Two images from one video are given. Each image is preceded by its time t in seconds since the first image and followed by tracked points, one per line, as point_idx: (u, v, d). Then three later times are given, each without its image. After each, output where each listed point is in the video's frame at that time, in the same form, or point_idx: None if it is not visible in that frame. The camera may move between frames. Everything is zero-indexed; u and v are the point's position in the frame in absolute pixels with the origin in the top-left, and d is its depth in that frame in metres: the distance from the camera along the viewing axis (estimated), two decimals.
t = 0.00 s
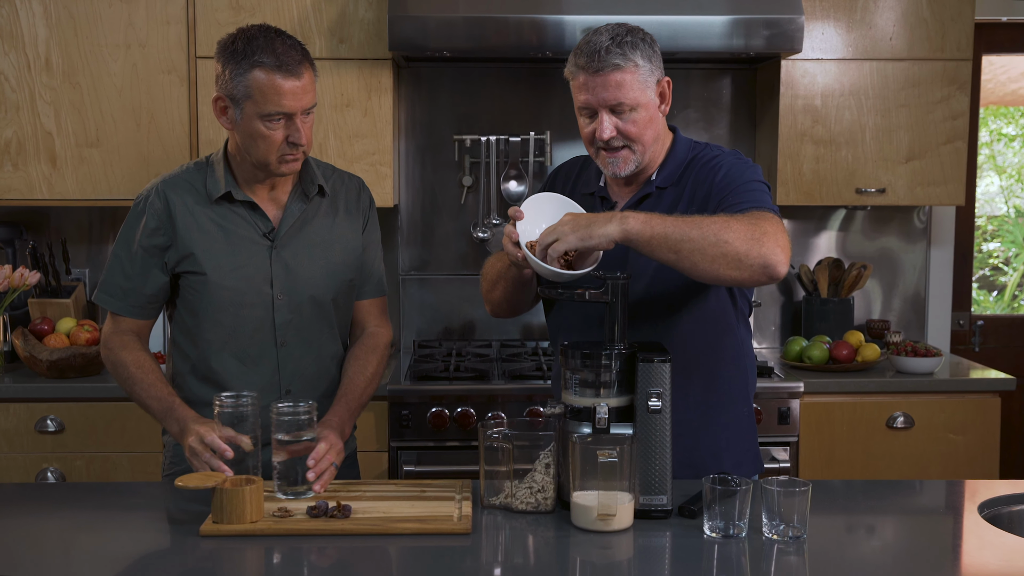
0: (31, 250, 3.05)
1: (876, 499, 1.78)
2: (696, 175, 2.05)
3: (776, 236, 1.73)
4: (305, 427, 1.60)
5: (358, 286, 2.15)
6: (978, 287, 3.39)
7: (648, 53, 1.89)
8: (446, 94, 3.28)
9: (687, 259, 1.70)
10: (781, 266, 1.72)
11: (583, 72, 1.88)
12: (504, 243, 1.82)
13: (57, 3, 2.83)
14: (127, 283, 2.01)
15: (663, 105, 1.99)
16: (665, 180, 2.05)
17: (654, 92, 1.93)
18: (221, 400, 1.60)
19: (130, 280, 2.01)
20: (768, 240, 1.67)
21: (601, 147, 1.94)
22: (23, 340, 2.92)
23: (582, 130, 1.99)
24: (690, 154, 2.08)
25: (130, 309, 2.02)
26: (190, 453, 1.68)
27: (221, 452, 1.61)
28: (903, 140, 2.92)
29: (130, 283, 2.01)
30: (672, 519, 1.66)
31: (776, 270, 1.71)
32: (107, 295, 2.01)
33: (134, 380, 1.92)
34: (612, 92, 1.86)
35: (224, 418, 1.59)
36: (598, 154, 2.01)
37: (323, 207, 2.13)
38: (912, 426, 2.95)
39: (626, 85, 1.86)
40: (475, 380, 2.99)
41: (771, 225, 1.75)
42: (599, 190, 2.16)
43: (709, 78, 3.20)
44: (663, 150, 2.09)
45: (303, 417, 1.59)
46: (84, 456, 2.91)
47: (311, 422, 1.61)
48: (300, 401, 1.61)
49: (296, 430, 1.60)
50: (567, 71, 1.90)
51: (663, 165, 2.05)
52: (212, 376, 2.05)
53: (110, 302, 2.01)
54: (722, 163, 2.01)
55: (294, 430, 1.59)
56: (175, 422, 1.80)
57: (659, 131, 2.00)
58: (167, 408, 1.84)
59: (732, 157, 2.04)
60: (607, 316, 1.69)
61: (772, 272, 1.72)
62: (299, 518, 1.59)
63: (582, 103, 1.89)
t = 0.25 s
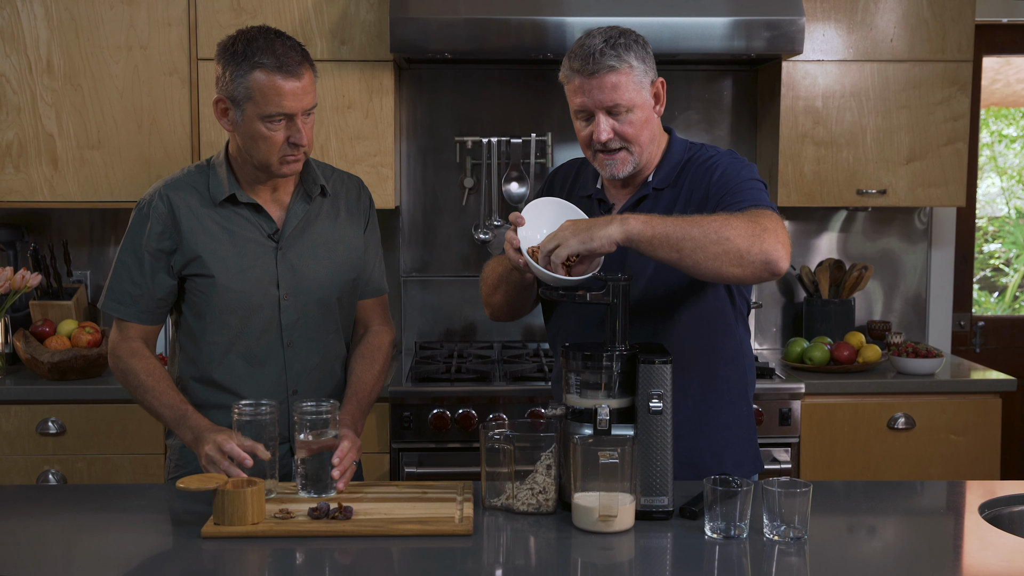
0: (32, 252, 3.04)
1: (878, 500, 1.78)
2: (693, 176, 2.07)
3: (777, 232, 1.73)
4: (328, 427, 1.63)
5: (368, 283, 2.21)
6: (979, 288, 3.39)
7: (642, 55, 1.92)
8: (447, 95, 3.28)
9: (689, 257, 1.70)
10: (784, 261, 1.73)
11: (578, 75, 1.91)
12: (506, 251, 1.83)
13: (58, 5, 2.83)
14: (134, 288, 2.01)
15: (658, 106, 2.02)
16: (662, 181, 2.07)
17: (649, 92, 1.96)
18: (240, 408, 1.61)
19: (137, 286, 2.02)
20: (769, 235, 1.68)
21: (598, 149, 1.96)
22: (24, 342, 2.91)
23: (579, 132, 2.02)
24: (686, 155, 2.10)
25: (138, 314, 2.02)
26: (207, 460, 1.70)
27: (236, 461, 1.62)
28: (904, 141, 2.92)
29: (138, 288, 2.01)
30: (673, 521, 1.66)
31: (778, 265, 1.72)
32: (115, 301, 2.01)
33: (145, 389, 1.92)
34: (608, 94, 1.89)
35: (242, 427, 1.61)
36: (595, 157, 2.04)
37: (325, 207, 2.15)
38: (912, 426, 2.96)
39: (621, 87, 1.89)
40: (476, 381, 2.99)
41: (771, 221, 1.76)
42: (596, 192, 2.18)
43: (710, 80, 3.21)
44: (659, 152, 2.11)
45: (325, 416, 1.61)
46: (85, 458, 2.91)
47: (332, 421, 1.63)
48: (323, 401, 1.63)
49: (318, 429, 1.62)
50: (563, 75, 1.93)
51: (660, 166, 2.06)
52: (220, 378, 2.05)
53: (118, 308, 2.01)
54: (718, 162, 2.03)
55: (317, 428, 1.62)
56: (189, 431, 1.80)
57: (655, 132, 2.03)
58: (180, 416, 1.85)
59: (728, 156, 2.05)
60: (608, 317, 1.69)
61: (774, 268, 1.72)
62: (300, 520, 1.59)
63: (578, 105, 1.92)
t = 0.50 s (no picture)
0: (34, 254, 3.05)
1: (879, 502, 1.77)
2: (694, 177, 2.07)
3: (781, 230, 1.74)
4: (335, 427, 1.65)
5: (372, 285, 2.23)
6: (980, 290, 3.39)
7: (642, 55, 1.93)
8: (448, 96, 3.28)
9: (695, 255, 1.71)
10: (788, 259, 1.74)
11: (579, 76, 1.92)
12: (507, 246, 1.82)
13: (60, 7, 2.84)
14: (138, 291, 2.01)
15: (658, 107, 2.03)
16: (662, 183, 2.08)
17: (650, 93, 1.97)
18: (247, 413, 1.64)
19: (142, 289, 2.02)
20: (773, 233, 1.69)
21: (599, 150, 1.96)
22: (26, 344, 2.92)
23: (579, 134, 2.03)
24: (686, 157, 2.11)
25: (143, 316, 2.03)
26: (213, 464, 1.69)
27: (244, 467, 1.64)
28: (905, 142, 2.92)
29: (142, 291, 2.01)
30: (673, 522, 1.66)
31: (783, 263, 1.73)
32: (120, 304, 2.01)
33: (152, 394, 1.92)
34: (609, 95, 1.89)
35: (251, 431, 1.63)
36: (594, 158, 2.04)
37: (328, 208, 2.16)
38: (915, 428, 2.96)
39: (622, 87, 1.90)
40: (477, 383, 2.99)
41: (774, 219, 1.77)
42: (596, 193, 2.18)
43: (711, 82, 3.20)
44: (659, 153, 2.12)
45: (333, 417, 1.64)
46: (87, 459, 2.91)
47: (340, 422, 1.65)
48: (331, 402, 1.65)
49: (326, 430, 1.65)
50: (563, 76, 1.94)
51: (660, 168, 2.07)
52: (226, 379, 2.07)
53: (123, 311, 2.02)
54: (719, 164, 2.04)
55: (325, 429, 1.64)
56: (196, 435, 1.81)
57: (655, 134, 2.03)
58: (188, 420, 1.85)
59: (728, 158, 2.07)
60: (609, 319, 1.69)
61: (778, 265, 1.73)
62: (301, 522, 1.59)
63: (579, 106, 1.92)
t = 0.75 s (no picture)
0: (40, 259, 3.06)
1: (885, 507, 1.77)
2: (700, 184, 2.07)
3: (790, 240, 1.76)
4: (340, 432, 1.64)
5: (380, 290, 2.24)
6: (987, 294, 3.38)
7: (650, 60, 1.93)
8: (452, 101, 3.28)
9: (707, 264, 1.71)
10: (797, 269, 1.76)
11: (587, 80, 1.92)
12: (511, 252, 1.87)
13: (66, 13, 2.85)
14: (147, 296, 2.03)
15: (665, 111, 2.04)
16: (669, 188, 2.07)
17: (657, 98, 1.97)
18: (259, 419, 1.63)
19: (151, 294, 2.03)
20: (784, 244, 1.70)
21: (607, 154, 1.97)
22: (32, 348, 2.92)
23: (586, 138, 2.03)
24: (693, 162, 2.11)
25: (152, 322, 2.04)
26: (225, 470, 1.70)
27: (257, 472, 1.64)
28: (910, 146, 2.91)
29: (150, 296, 2.03)
30: (679, 527, 1.65)
31: (792, 274, 1.75)
32: (129, 309, 2.03)
33: (162, 400, 1.93)
34: (617, 99, 1.90)
35: (260, 437, 1.63)
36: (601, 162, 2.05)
37: (335, 212, 2.18)
38: (921, 433, 2.95)
39: (630, 91, 1.89)
40: (482, 388, 2.99)
41: (784, 229, 1.78)
42: (602, 197, 2.17)
43: (716, 86, 3.20)
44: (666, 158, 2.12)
45: (339, 422, 1.63)
46: (93, 464, 2.92)
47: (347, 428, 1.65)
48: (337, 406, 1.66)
49: (332, 435, 1.64)
50: (571, 80, 1.94)
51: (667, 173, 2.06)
52: (235, 384, 2.08)
53: (132, 316, 2.03)
54: (726, 171, 2.05)
55: (331, 435, 1.64)
56: (206, 441, 1.82)
57: (662, 138, 2.04)
58: (199, 426, 1.86)
59: (734, 164, 2.07)
60: (613, 324, 1.69)
61: (788, 275, 1.75)
62: (307, 527, 1.59)
63: (587, 110, 1.92)
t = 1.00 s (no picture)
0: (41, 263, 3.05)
1: (887, 512, 1.77)
2: (701, 188, 2.07)
3: (792, 245, 1.76)
4: (342, 436, 1.66)
5: (381, 292, 2.25)
6: (989, 298, 3.39)
7: (651, 64, 1.94)
8: (454, 105, 3.28)
9: (712, 269, 1.71)
10: (799, 275, 1.76)
11: (588, 86, 1.92)
12: (512, 257, 1.87)
13: (68, 17, 2.85)
14: (152, 301, 2.04)
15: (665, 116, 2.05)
16: (670, 193, 2.07)
17: (658, 103, 1.98)
18: (264, 422, 1.64)
19: (156, 299, 2.04)
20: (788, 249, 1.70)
21: (608, 159, 1.97)
22: (33, 351, 2.92)
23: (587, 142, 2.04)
24: (695, 167, 2.11)
25: (158, 326, 2.05)
26: (228, 473, 1.70)
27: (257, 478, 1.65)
28: (912, 150, 2.92)
29: (156, 301, 2.04)
30: (680, 531, 1.65)
31: (794, 279, 1.75)
32: (134, 314, 2.04)
33: (165, 404, 1.94)
34: (619, 104, 1.90)
35: (265, 440, 1.63)
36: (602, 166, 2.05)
37: (339, 214, 2.19)
38: (922, 437, 2.95)
39: (631, 96, 1.89)
40: (484, 392, 2.98)
41: (786, 235, 1.78)
42: (603, 202, 2.19)
43: (718, 90, 3.20)
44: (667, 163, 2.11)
45: (340, 426, 1.65)
46: (94, 468, 2.92)
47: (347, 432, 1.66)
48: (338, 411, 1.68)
49: (333, 439, 1.65)
50: (572, 86, 1.94)
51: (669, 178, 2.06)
52: (242, 386, 2.09)
53: (137, 321, 2.05)
54: (727, 175, 2.04)
55: (332, 438, 1.65)
56: (211, 445, 1.82)
57: (663, 142, 2.04)
58: (202, 430, 1.87)
59: (735, 168, 2.07)
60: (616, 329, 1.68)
61: (790, 280, 1.75)
62: (308, 531, 1.59)
63: (588, 115, 1.93)
